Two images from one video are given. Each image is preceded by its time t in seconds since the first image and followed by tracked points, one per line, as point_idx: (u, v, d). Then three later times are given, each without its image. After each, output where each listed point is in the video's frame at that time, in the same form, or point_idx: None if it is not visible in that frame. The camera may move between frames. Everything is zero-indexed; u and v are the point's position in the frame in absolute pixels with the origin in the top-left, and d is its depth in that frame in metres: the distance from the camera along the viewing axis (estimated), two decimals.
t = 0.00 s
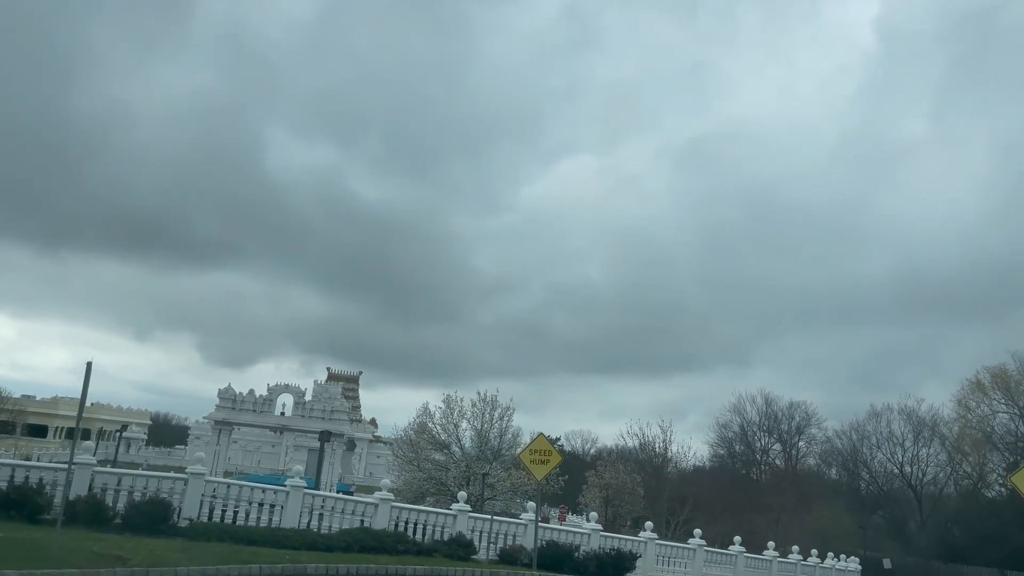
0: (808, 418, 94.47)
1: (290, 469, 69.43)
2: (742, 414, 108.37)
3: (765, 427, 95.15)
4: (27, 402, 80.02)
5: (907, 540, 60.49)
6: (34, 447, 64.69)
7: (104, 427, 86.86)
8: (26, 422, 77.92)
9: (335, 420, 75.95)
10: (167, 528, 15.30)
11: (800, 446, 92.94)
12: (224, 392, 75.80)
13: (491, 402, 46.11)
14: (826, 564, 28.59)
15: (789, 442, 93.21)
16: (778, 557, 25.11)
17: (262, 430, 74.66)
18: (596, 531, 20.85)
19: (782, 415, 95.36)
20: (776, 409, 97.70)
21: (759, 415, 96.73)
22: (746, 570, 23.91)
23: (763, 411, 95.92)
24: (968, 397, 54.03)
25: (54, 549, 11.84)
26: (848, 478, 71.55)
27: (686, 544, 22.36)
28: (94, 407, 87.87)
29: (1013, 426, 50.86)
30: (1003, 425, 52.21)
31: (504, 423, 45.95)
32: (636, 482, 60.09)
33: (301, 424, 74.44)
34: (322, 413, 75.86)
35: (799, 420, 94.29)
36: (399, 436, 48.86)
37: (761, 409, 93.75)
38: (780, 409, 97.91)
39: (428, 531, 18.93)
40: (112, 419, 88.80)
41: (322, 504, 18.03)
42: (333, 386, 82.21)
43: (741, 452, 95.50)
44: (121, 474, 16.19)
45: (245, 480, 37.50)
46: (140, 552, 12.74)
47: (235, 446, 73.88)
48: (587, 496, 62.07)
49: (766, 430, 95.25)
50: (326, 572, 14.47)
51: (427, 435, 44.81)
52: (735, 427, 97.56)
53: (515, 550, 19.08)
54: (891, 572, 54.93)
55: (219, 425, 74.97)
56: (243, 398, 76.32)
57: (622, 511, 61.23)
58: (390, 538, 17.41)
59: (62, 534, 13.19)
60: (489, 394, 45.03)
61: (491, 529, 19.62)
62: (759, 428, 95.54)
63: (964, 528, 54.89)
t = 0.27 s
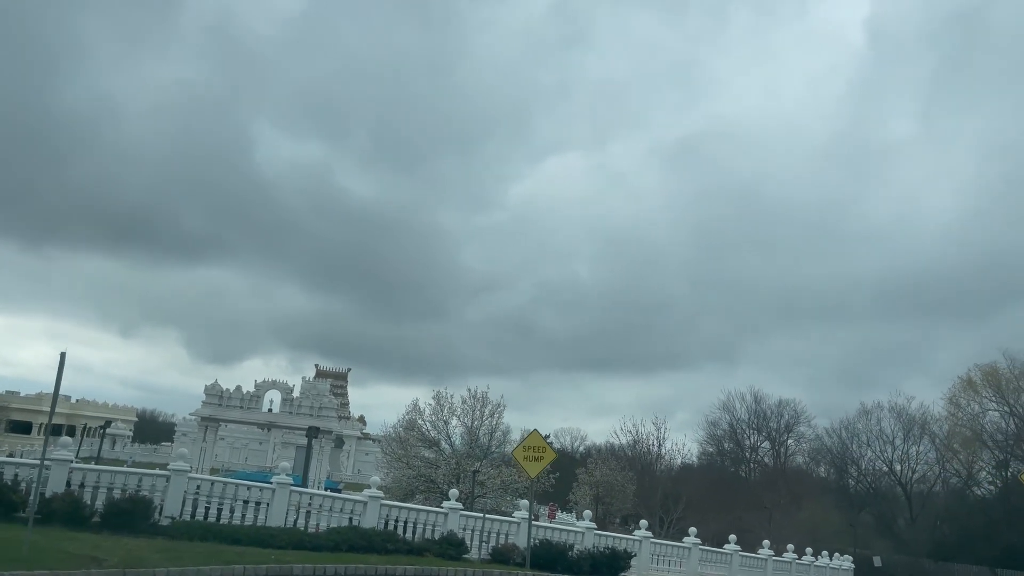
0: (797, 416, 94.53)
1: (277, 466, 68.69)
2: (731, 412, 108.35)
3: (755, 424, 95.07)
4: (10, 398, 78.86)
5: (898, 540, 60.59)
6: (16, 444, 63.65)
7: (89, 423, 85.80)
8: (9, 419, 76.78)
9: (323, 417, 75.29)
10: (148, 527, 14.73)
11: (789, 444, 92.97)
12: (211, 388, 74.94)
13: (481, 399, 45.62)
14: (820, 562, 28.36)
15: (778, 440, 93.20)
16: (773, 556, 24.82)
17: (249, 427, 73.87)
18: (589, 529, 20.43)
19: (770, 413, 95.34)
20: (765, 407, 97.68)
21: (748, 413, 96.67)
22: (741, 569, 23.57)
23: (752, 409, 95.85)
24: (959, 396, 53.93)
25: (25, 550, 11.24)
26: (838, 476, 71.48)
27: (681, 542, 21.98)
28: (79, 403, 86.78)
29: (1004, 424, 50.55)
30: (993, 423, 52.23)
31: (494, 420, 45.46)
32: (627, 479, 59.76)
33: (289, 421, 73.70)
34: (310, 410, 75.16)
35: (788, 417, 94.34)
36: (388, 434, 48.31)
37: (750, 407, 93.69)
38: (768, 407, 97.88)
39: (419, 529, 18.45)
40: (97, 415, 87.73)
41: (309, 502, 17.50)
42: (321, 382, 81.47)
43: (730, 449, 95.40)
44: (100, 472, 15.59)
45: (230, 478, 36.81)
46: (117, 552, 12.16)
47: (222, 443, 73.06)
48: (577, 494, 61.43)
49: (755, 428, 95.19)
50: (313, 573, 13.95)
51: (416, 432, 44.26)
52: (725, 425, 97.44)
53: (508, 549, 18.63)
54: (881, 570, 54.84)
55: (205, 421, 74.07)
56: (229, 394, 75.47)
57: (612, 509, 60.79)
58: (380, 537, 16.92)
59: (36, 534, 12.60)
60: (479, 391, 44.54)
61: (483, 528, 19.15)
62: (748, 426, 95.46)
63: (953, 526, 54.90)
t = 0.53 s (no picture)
0: (783, 414, 94.59)
1: (262, 463, 67.88)
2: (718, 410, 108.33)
3: (742, 422, 94.98)
4: None
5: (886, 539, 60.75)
6: None
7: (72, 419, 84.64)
8: None
9: (309, 413, 74.56)
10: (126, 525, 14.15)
11: (776, 443, 93.03)
12: (195, 384, 73.98)
13: (470, 396, 45.13)
14: (811, 560, 28.11)
15: (764, 438, 93.23)
16: (766, 555, 24.54)
17: (234, 423, 73.02)
18: (581, 528, 19.99)
19: (757, 411, 95.33)
20: (752, 405, 97.65)
21: (735, 411, 96.60)
22: (734, 568, 23.22)
23: (739, 407, 95.78)
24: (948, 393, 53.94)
25: None
26: (826, 474, 71.47)
27: (673, 541, 21.58)
28: (61, 400, 85.61)
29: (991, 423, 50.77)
30: (981, 421, 52.40)
31: (483, 417, 44.96)
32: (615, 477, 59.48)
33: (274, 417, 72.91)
34: (296, 406, 74.40)
35: (775, 415, 94.39)
36: (375, 430, 47.74)
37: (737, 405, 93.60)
38: (755, 405, 97.84)
39: (407, 528, 17.94)
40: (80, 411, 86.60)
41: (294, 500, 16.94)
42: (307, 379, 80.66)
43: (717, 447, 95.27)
44: (75, 468, 14.95)
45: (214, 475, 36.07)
46: (91, 553, 11.58)
47: (207, 440, 72.19)
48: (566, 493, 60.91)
49: (742, 426, 95.11)
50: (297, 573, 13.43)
51: (403, 429, 43.72)
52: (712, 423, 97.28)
53: (498, 548, 18.17)
54: (868, 568, 54.77)
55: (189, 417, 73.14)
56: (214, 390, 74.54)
57: (600, 508, 60.37)
58: (367, 537, 16.41)
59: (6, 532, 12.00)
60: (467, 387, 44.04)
61: (472, 526, 18.69)
62: (735, 424, 95.36)
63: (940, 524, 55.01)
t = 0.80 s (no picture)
0: (768, 411, 94.75)
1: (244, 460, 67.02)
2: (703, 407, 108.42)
3: (726, 420, 95.00)
4: None
5: (871, 537, 61.22)
6: None
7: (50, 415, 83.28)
8: None
9: (291, 409, 73.71)
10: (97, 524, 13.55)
11: (760, 440, 93.18)
12: (176, 379, 72.94)
13: (455, 392, 44.61)
14: (799, 558, 27.88)
15: (749, 435, 93.34)
16: (756, 553, 24.26)
17: (216, 420, 72.07)
18: (570, 526, 19.53)
19: (741, 408, 95.40)
20: (736, 403, 97.71)
21: (720, 409, 96.59)
22: (724, 567, 22.86)
23: (724, 404, 95.79)
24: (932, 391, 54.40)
25: None
26: (811, 471, 71.53)
27: (663, 540, 21.19)
28: (39, 395, 84.23)
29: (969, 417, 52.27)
30: (965, 418, 53.08)
31: (468, 414, 44.43)
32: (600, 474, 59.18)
33: (257, 414, 72.03)
34: (278, 403, 73.57)
35: (759, 413, 94.54)
36: (359, 427, 47.12)
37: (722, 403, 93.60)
38: (740, 402, 97.93)
39: (391, 527, 17.42)
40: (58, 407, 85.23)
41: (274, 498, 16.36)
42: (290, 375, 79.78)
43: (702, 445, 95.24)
44: (43, 464, 14.29)
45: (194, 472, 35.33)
46: (57, 554, 10.98)
47: (188, 436, 71.20)
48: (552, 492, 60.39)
49: (727, 423, 95.12)
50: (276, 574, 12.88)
51: (387, 426, 43.13)
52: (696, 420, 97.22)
53: (484, 548, 17.69)
54: (853, 566, 54.76)
55: (170, 413, 72.07)
56: (195, 386, 73.52)
57: (586, 505, 59.95)
58: (349, 536, 15.87)
59: None
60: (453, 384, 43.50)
61: (458, 525, 18.19)
62: (720, 421, 95.36)
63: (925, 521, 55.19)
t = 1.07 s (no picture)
0: (749, 409, 94.96)
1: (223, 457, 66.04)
2: (685, 405, 108.54)
3: (708, 417, 95.03)
4: None
5: (852, 532, 61.93)
6: None
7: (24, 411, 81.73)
8: None
9: (271, 405, 72.76)
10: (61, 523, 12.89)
11: (742, 438, 93.40)
12: (153, 374, 71.73)
13: (438, 387, 44.03)
14: (785, 556, 27.63)
15: (731, 433, 93.49)
16: (743, 551, 23.96)
17: (194, 415, 70.99)
18: (556, 525, 19.05)
19: (723, 406, 95.49)
20: (718, 400, 97.79)
21: (701, 406, 96.59)
22: (711, 566, 22.50)
23: (706, 402, 95.82)
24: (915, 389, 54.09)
25: None
26: (793, 468, 71.66)
27: (650, 538, 20.79)
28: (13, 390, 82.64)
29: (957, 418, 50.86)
30: (947, 416, 52.57)
31: (451, 410, 43.82)
32: (583, 471, 58.82)
33: (236, 410, 71.03)
34: (258, 398, 72.60)
35: (741, 411, 94.74)
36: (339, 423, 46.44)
37: (704, 400, 93.62)
38: (721, 400, 98.03)
39: (372, 525, 16.86)
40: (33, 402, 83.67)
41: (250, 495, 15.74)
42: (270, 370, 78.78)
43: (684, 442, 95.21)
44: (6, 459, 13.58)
45: (169, 469, 34.49)
46: (15, 554, 10.33)
47: (166, 432, 70.08)
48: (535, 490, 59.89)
49: (709, 421, 95.15)
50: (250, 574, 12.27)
51: (369, 422, 42.50)
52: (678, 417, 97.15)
53: (468, 547, 17.17)
54: (834, 563, 54.81)
55: (147, 409, 70.86)
56: (173, 381, 72.35)
57: (569, 502, 59.53)
58: (328, 534, 15.29)
59: None
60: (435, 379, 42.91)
61: (441, 523, 17.64)
62: (701, 419, 95.34)
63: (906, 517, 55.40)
